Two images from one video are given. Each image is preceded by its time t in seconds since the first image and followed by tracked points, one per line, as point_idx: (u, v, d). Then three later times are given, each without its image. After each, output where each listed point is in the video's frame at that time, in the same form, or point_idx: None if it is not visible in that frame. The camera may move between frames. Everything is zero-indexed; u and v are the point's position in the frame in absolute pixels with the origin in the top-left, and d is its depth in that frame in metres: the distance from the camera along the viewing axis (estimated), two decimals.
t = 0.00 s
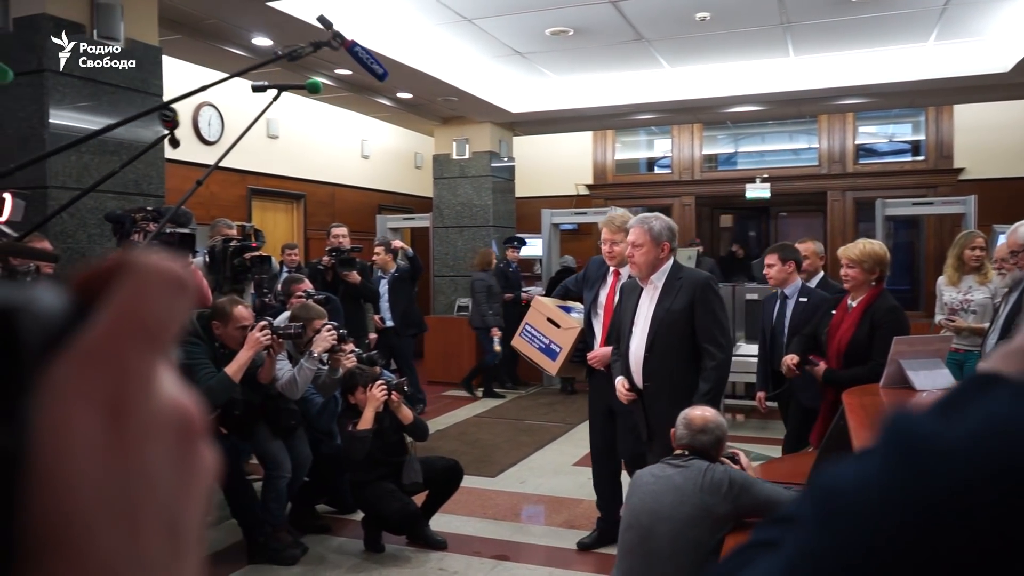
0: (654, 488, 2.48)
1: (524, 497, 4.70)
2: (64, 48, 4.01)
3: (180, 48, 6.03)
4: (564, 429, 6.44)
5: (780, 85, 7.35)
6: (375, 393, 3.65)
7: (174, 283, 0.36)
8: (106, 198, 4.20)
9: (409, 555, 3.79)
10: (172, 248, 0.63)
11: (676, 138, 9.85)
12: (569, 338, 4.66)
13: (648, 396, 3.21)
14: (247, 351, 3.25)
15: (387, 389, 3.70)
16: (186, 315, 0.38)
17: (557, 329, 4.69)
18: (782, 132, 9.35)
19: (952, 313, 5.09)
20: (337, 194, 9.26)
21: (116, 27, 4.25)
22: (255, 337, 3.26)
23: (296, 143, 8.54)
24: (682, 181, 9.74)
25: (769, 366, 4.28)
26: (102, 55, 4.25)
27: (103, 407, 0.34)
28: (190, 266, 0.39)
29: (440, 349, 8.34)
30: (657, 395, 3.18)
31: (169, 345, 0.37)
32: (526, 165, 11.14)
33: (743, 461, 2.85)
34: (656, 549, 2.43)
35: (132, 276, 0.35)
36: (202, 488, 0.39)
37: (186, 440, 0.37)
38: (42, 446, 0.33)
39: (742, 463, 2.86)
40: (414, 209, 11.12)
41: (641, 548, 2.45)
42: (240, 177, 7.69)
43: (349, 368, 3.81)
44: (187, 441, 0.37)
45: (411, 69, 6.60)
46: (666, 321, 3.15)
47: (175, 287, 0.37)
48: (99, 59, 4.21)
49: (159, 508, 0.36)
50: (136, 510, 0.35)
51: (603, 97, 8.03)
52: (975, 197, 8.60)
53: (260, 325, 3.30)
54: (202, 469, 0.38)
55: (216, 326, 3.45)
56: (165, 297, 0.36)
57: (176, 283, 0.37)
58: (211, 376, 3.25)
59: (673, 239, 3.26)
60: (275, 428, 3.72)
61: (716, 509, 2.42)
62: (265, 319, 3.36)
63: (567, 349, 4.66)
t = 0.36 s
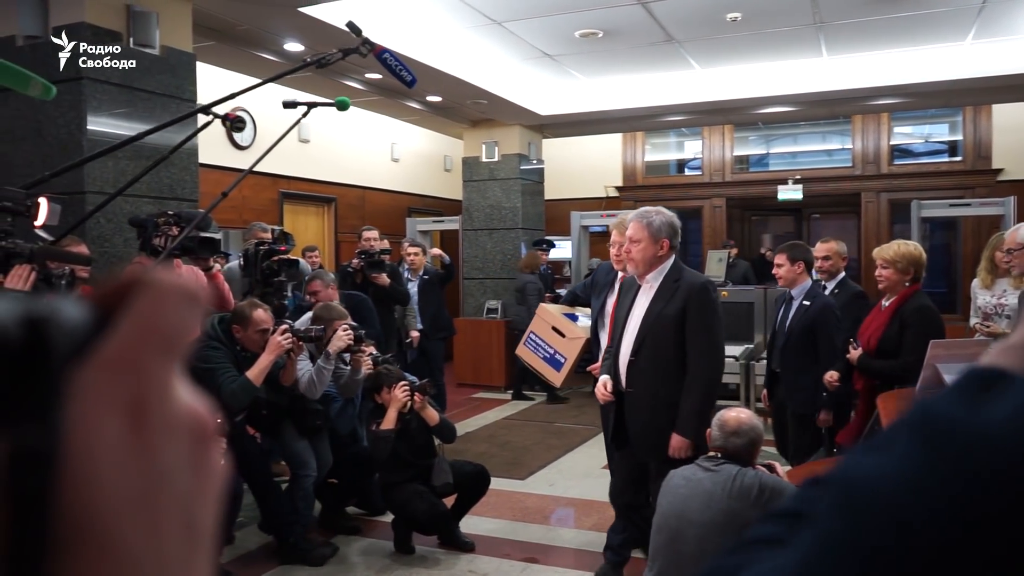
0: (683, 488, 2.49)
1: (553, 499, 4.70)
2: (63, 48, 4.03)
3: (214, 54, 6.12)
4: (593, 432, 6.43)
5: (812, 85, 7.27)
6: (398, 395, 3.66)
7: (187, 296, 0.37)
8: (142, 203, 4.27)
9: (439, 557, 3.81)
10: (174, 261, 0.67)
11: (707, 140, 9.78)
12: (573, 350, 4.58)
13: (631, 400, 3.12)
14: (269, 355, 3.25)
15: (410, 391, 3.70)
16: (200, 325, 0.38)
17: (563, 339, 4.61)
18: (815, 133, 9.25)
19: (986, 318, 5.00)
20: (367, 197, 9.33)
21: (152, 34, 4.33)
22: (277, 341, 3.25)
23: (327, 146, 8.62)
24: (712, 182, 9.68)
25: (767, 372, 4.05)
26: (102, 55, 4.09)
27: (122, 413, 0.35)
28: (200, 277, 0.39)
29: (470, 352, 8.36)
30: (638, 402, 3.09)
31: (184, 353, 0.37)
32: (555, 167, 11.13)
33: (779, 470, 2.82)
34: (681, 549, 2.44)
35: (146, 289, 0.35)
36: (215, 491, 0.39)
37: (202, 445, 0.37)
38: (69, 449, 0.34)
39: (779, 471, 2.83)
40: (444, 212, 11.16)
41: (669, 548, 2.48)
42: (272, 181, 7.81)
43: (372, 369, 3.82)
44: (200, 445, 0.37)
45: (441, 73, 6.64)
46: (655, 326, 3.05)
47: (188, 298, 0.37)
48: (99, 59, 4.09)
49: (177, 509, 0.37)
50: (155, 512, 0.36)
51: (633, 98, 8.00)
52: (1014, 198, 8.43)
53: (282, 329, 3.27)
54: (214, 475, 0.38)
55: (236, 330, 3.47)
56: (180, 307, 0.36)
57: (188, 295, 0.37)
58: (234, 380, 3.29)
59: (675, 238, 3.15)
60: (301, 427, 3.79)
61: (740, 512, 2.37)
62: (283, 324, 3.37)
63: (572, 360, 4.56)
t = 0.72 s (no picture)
0: (712, 485, 2.46)
1: (583, 494, 4.68)
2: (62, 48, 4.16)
3: (244, 50, 6.17)
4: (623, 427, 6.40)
5: (845, 75, 7.16)
6: (416, 392, 3.66)
7: (194, 305, 0.37)
8: (174, 199, 4.32)
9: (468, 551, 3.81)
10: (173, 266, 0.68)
11: (737, 132, 9.68)
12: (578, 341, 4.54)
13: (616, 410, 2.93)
14: (290, 349, 3.26)
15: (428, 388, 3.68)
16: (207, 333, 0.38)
17: (568, 330, 4.58)
18: (847, 125, 9.12)
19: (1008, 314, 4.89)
20: (396, 192, 9.37)
21: (182, 32, 4.38)
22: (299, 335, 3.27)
23: (355, 142, 8.66)
24: (743, 175, 9.58)
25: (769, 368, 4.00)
26: (102, 54, 4.12)
27: (132, 416, 0.35)
28: (206, 285, 0.39)
29: (499, 346, 8.36)
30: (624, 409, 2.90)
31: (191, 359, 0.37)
32: (584, 161, 11.09)
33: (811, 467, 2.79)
34: (713, 548, 2.41)
35: (154, 296, 0.36)
36: (221, 494, 0.39)
37: (208, 449, 0.38)
38: (82, 451, 0.34)
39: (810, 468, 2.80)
40: (472, 206, 11.17)
41: (699, 546, 2.44)
42: (302, 176, 7.90)
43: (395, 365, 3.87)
44: (206, 447, 0.38)
45: (469, 67, 6.64)
46: (636, 327, 2.89)
47: (196, 306, 0.37)
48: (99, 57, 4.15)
49: (185, 511, 0.37)
50: (163, 514, 0.36)
51: (662, 91, 7.94)
52: None
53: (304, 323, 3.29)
54: (219, 479, 0.38)
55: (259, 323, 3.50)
56: (187, 316, 0.36)
57: (195, 303, 0.37)
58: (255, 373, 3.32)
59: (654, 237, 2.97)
60: (323, 420, 3.87)
61: (771, 509, 2.35)
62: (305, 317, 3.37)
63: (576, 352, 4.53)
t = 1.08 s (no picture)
0: (775, 485, 2.41)
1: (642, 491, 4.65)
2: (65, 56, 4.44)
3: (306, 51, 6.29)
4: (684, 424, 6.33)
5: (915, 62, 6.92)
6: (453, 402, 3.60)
7: (205, 301, 0.41)
8: (239, 198, 4.44)
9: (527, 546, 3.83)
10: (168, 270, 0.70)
11: (801, 123, 9.47)
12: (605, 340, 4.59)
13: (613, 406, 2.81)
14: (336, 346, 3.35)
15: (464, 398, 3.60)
16: (212, 328, 0.42)
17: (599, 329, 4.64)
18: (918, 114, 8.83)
19: None
20: (455, 189, 9.44)
21: (246, 35, 4.49)
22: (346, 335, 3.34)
23: (415, 140, 8.76)
24: (807, 168, 9.36)
25: (782, 371, 3.85)
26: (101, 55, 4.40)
27: (153, 401, 0.39)
28: (212, 285, 0.43)
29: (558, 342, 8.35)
30: (622, 404, 2.78)
31: (200, 352, 0.41)
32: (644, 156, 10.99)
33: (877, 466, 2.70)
34: (780, 550, 2.34)
35: (168, 294, 0.40)
36: (226, 474, 0.43)
37: (217, 433, 0.42)
38: (110, 435, 0.37)
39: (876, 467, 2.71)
40: (531, 202, 11.18)
41: (765, 547, 2.38)
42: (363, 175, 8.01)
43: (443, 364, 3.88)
44: (216, 432, 0.42)
45: (527, 63, 6.64)
46: (634, 317, 2.76)
47: (206, 303, 0.41)
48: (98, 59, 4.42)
49: (197, 488, 0.40)
50: (179, 490, 0.39)
51: (723, 83, 7.81)
52: None
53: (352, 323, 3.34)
54: (225, 460, 0.43)
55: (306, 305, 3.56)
56: (197, 311, 0.40)
57: (206, 301, 0.41)
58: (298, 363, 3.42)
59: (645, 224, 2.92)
60: (372, 414, 3.91)
61: (837, 507, 2.29)
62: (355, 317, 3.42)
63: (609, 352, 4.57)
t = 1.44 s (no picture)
0: (860, 495, 2.32)
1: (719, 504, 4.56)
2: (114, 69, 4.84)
3: (381, 66, 6.43)
4: (764, 436, 6.18)
5: (1008, 57, 6.60)
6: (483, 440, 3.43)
7: (220, 316, 0.47)
8: (317, 211, 4.57)
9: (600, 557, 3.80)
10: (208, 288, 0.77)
11: (886, 125, 9.11)
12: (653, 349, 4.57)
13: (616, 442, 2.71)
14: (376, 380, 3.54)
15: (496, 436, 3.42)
16: (229, 341, 0.48)
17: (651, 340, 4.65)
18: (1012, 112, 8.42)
19: None
20: (529, 199, 9.48)
21: (323, 51, 4.62)
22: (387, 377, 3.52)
23: (489, 150, 8.83)
24: (893, 171, 9.02)
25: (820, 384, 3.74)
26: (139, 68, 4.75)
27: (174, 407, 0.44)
28: (229, 304, 0.49)
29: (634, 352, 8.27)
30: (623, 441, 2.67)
31: (218, 363, 0.47)
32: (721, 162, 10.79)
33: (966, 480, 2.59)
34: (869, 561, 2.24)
35: (188, 311, 0.45)
36: (241, 474, 0.49)
37: (233, 435, 0.48)
38: (136, 437, 0.42)
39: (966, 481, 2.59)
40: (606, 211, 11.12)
41: (853, 560, 2.28)
42: (437, 186, 8.12)
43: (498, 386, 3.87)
44: (231, 436, 0.48)
45: (599, 71, 6.61)
46: (643, 347, 2.66)
47: (222, 318, 0.47)
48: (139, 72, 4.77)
49: (215, 484, 0.46)
50: (200, 486, 0.45)
51: (802, 85, 7.61)
52: None
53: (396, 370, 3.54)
54: (240, 462, 0.48)
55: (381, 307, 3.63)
56: (215, 325, 0.46)
57: (222, 315, 0.47)
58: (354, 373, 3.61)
59: (662, 242, 2.83)
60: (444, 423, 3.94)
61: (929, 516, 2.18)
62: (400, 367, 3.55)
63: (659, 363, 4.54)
